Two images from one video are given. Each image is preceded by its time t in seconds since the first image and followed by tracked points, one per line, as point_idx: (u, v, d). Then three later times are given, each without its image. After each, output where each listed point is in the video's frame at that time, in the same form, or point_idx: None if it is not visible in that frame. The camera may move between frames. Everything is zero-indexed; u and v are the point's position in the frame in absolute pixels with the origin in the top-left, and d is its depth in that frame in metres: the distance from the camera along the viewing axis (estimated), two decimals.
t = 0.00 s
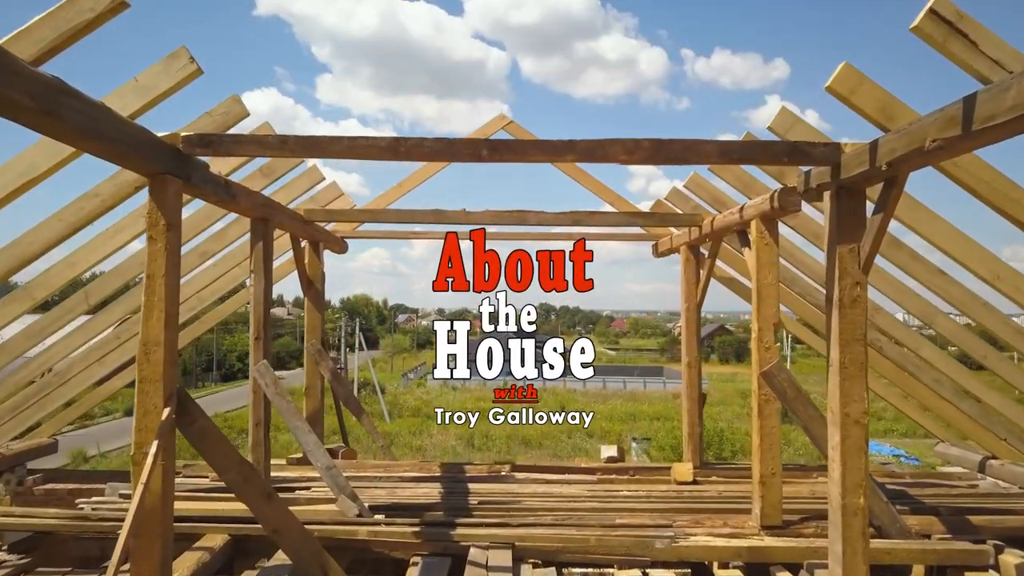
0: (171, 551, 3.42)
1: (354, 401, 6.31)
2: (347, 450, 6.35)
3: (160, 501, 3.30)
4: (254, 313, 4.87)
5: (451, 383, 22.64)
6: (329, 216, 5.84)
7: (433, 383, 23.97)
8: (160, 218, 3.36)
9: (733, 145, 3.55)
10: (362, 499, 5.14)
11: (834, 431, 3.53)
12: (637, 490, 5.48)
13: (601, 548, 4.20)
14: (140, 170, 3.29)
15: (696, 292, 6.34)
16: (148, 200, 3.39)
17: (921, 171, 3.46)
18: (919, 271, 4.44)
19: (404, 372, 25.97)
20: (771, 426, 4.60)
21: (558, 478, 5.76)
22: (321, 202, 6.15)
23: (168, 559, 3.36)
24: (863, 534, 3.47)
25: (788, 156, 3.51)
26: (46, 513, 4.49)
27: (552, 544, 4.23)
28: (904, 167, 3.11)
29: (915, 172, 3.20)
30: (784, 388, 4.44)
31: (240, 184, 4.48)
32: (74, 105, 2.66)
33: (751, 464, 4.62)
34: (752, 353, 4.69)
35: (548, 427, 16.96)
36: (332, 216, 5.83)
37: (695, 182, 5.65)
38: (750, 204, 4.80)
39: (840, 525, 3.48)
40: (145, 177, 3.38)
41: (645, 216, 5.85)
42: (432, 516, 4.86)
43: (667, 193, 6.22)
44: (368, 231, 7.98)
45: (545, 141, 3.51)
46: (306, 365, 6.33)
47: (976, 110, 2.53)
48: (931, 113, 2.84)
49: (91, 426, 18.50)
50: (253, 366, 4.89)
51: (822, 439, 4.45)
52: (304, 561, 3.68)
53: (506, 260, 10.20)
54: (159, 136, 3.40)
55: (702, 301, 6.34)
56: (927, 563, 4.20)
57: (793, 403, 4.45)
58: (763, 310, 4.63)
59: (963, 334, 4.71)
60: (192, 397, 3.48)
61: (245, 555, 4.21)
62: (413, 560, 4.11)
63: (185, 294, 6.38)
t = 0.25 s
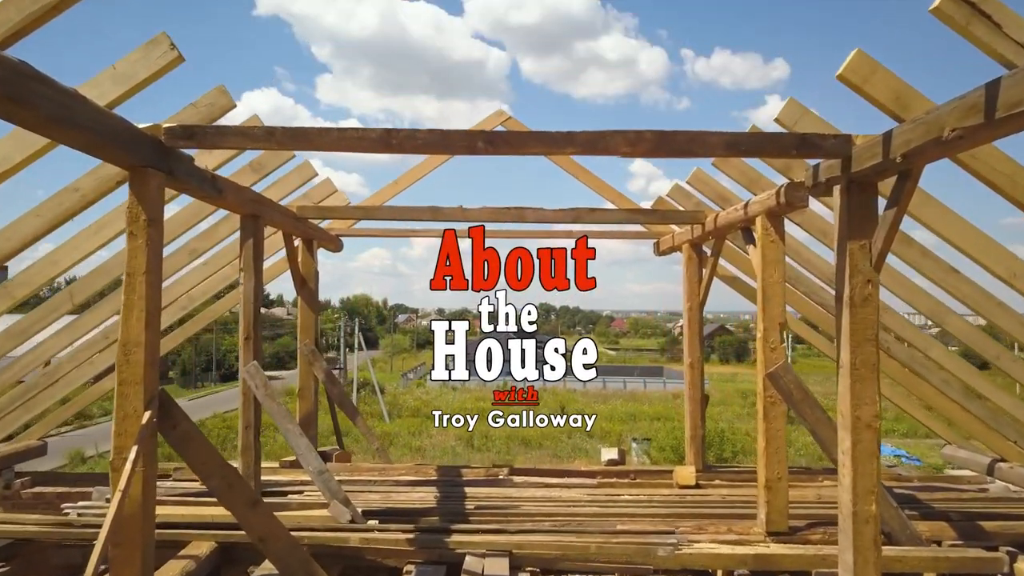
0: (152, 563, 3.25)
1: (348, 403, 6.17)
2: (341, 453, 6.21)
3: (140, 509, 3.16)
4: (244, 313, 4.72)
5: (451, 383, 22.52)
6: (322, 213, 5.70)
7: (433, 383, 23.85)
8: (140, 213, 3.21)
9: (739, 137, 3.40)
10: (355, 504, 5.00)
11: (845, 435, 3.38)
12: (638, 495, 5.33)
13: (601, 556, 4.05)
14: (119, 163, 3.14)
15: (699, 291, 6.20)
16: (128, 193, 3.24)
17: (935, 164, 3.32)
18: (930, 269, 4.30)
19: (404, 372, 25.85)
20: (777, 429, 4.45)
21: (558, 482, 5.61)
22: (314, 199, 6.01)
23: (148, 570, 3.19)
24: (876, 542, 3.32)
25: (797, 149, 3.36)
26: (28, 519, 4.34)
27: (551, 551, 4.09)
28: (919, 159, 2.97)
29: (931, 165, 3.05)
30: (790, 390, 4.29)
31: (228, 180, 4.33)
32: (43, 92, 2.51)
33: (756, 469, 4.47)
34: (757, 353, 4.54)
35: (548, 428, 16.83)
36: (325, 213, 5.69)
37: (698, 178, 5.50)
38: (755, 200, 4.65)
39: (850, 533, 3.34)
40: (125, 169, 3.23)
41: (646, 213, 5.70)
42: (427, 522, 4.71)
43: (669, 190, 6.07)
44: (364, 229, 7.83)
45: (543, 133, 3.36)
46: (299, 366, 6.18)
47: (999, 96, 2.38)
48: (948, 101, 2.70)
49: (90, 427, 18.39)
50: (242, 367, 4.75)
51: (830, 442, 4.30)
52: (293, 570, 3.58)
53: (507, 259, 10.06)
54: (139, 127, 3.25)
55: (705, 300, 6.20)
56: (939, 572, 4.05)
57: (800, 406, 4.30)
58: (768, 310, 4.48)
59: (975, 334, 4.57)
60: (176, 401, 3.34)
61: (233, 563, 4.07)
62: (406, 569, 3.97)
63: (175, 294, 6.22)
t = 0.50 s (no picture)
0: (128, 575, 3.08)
1: (341, 405, 6.01)
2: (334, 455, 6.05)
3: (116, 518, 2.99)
4: (231, 311, 4.56)
5: (451, 383, 22.37)
6: (315, 209, 5.53)
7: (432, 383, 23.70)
8: (116, 206, 3.04)
9: (747, 127, 3.23)
10: (347, 510, 4.83)
11: (858, 439, 3.22)
12: (640, 500, 5.17)
13: (601, 564, 3.90)
14: (93, 152, 2.97)
15: (702, 290, 6.03)
16: (104, 185, 3.07)
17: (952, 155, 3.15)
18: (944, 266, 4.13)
19: (404, 372, 25.70)
20: (785, 433, 4.27)
21: (557, 487, 5.44)
22: (306, 195, 5.85)
23: None
24: (890, 553, 3.15)
25: (808, 138, 3.20)
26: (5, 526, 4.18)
27: (550, 559, 3.92)
28: (939, 148, 2.80)
29: (951, 154, 2.89)
30: (799, 392, 4.12)
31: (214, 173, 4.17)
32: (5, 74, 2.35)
33: (762, 474, 4.31)
34: (764, 353, 4.38)
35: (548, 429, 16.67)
36: (317, 209, 5.52)
37: (701, 173, 5.34)
38: (761, 195, 4.49)
39: (864, 543, 3.17)
40: (101, 160, 3.06)
41: (648, 209, 5.53)
42: (421, 528, 4.54)
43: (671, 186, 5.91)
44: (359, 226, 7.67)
45: (541, 122, 3.20)
46: (291, 367, 6.02)
47: None
48: (972, 85, 2.54)
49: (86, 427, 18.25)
50: (230, 368, 4.58)
51: (840, 446, 4.14)
52: None
53: (507, 258, 9.89)
54: (115, 116, 3.08)
55: (708, 299, 6.03)
56: None
57: (809, 408, 4.14)
58: (775, 308, 4.32)
59: (990, 334, 4.40)
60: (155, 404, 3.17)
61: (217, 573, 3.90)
62: None
63: (164, 293, 6.06)
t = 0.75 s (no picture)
0: None
1: (335, 406, 5.87)
2: (328, 458, 5.90)
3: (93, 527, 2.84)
4: (219, 310, 4.41)
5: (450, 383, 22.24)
6: (308, 205, 5.39)
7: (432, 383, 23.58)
8: (92, 198, 2.89)
9: (755, 115, 3.09)
10: (339, 514, 4.69)
11: (871, 443, 3.07)
12: (641, 505, 5.03)
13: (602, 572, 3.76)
14: (69, 141, 2.82)
15: (705, 288, 5.88)
16: (79, 176, 2.92)
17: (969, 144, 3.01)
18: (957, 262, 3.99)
19: (403, 373, 25.58)
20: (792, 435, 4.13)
21: (556, 490, 5.30)
22: (299, 190, 5.70)
23: None
24: (905, 563, 3.01)
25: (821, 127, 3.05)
26: None
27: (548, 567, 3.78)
28: (958, 137, 2.66)
29: (970, 143, 2.74)
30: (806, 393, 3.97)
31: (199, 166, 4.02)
32: None
33: (769, 477, 4.16)
34: (770, 353, 4.23)
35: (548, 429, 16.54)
36: (310, 204, 5.37)
37: (704, 167, 5.19)
38: (767, 189, 4.33)
39: (878, 552, 3.02)
40: (77, 150, 2.91)
41: (650, 204, 5.38)
42: (416, 534, 4.40)
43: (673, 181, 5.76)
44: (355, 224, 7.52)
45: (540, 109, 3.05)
46: (284, 367, 5.88)
47: None
48: (996, 68, 2.39)
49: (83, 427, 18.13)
50: (218, 368, 4.43)
51: (849, 449, 4.00)
52: None
53: (507, 256, 9.75)
54: (93, 103, 2.93)
55: (712, 298, 5.89)
56: None
57: (817, 409, 4.00)
58: (782, 306, 4.17)
59: (1005, 333, 4.26)
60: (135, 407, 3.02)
61: None
62: None
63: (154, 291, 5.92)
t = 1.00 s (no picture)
0: None
1: (327, 407, 5.70)
2: (321, 459, 5.72)
3: (62, 535, 2.66)
4: (205, 306, 4.24)
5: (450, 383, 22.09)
6: (299, 199, 5.21)
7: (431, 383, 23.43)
8: (62, 185, 2.71)
9: (766, 99, 2.91)
10: (331, 519, 4.52)
11: (889, 445, 2.90)
12: (644, 509, 4.86)
13: None
14: (37, 125, 2.65)
15: (709, 285, 5.72)
16: (49, 162, 2.74)
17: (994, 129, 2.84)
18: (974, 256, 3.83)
19: (402, 373, 25.44)
20: (802, 437, 3.95)
21: (556, 494, 5.13)
22: (290, 183, 5.53)
23: None
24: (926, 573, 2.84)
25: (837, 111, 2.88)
26: None
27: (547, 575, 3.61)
28: (986, 119, 2.49)
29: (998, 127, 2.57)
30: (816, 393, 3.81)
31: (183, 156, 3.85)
32: None
33: (777, 481, 3.99)
34: (778, 352, 4.06)
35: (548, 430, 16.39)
36: (302, 198, 5.20)
37: (709, 159, 5.02)
38: (776, 181, 4.16)
39: (897, 561, 2.85)
40: (48, 134, 2.74)
41: (652, 198, 5.20)
42: (410, 539, 4.23)
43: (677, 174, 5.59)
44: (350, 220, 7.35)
45: (538, 92, 2.87)
46: (275, 366, 5.71)
47: None
48: None
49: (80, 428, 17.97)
50: (204, 367, 4.25)
51: (861, 452, 3.83)
52: None
53: (507, 254, 9.58)
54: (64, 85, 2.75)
55: (716, 295, 5.72)
56: None
57: (827, 410, 3.83)
58: (791, 302, 3.99)
59: None
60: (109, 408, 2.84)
61: None
62: None
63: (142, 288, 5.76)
